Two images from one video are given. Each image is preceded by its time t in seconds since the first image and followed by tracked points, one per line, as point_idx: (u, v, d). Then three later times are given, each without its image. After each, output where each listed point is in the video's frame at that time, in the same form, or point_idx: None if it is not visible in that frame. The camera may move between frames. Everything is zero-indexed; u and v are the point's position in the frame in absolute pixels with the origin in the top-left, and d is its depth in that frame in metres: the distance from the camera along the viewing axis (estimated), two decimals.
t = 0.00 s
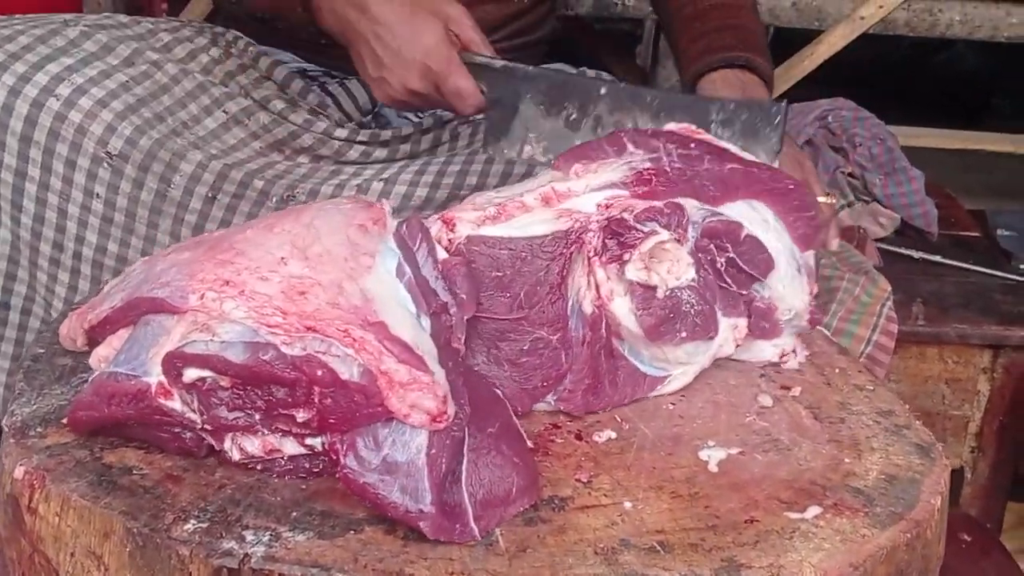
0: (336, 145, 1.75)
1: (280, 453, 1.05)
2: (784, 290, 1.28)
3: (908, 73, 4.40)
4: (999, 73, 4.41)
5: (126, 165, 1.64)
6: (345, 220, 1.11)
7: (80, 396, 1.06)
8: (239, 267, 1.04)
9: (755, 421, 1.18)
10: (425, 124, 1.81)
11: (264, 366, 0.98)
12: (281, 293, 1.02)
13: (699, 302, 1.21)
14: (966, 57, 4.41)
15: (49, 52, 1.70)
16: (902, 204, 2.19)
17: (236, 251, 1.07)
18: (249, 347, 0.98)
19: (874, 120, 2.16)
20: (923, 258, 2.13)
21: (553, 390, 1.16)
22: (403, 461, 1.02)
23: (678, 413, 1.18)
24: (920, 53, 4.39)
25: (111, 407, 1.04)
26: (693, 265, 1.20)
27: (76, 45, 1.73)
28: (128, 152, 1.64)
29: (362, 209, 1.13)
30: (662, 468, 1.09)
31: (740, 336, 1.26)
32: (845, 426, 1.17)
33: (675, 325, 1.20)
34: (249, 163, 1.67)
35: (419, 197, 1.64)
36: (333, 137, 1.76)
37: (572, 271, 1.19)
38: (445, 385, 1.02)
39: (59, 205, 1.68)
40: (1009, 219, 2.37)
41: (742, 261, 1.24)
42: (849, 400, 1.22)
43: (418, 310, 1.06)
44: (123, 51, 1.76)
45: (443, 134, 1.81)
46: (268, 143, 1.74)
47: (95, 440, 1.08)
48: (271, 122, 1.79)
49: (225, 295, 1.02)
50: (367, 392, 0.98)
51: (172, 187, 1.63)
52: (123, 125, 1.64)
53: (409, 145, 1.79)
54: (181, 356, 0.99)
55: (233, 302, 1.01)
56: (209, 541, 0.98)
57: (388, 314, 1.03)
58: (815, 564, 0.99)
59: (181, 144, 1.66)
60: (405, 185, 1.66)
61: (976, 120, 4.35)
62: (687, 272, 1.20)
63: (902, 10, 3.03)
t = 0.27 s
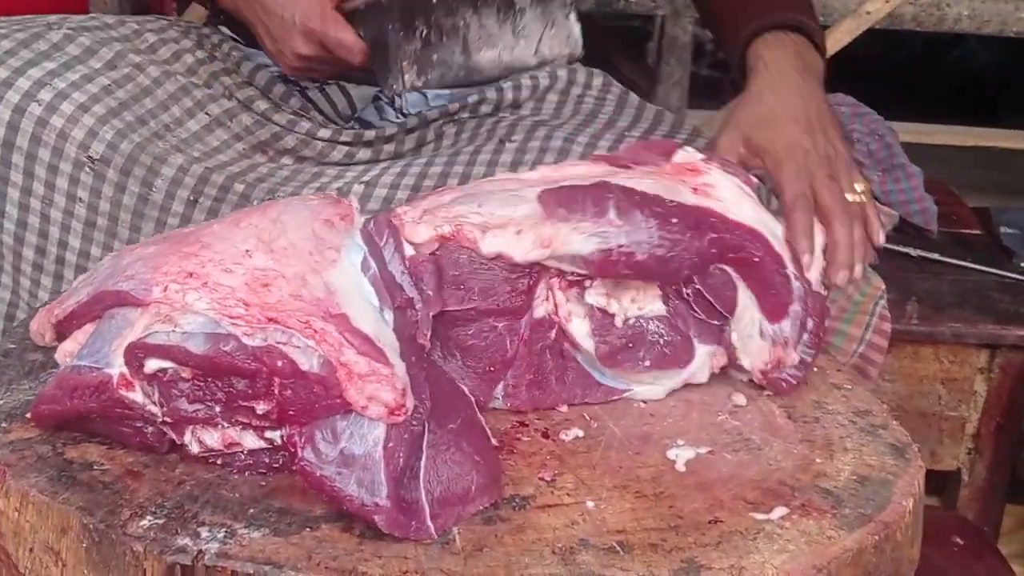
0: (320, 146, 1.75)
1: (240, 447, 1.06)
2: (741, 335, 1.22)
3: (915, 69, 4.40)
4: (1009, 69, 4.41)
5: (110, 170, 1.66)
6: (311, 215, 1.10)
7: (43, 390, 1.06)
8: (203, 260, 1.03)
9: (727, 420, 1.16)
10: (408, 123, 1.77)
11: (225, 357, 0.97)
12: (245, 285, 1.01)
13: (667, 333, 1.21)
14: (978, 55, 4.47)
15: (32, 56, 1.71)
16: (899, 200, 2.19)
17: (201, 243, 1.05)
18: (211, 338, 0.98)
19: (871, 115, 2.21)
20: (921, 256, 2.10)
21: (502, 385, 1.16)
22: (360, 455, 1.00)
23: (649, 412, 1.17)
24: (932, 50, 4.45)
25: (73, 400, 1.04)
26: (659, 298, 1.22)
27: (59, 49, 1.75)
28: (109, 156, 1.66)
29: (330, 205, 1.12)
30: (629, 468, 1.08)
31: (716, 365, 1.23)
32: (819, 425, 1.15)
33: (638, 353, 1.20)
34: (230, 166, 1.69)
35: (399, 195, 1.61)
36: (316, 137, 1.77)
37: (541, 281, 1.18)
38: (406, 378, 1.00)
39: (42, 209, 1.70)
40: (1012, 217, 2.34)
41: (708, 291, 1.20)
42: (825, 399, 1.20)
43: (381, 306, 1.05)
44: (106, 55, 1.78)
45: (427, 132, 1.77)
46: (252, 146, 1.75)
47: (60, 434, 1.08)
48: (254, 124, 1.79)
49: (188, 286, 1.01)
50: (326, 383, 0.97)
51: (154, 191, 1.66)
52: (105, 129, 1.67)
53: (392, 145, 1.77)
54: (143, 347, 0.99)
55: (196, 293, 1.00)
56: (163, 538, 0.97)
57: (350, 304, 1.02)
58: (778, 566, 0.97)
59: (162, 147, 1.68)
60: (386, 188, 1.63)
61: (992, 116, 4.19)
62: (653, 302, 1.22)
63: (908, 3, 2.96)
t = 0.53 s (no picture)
0: (370, 131, 1.78)
1: (244, 425, 1.07)
2: (776, 312, 1.21)
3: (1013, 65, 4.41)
4: None
5: (164, 152, 1.73)
6: (325, 198, 1.10)
7: (63, 360, 1.10)
8: (213, 241, 1.05)
9: (743, 415, 1.14)
10: (459, 111, 1.79)
11: (224, 337, 0.99)
12: (250, 266, 1.02)
13: (692, 312, 1.19)
14: None
15: (94, 42, 1.82)
16: (970, 200, 2.25)
17: (215, 224, 1.08)
18: (212, 317, 0.99)
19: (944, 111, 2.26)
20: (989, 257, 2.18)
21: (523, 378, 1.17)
22: (353, 437, 1.02)
23: (663, 405, 1.15)
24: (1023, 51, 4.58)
25: (86, 371, 1.08)
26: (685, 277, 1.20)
27: (122, 37, 1.85)
28: (165, 140, 1.73)
29: (345, 188, 1.12)
30: (633, 459, 1.07)
31: (739, 346, 1.22)
32: (838, 424, 1.13)
33: (662, 333, 1.18)
34: (281, 150, 1.73)
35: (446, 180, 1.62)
36: (367, 123, 1.79)
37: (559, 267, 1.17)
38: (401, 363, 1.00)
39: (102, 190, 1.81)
40: None
41: (739, 270, 1.19)
42: (847, 398, 1.17)
43: (385, 290, 1.05)
44: (166, 41, 1.87)
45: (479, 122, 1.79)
46: (305, 130, 1.80)
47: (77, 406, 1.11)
48: (307, 109, 1.84)
49: (196, 266, 1.02)
50: (322, 365, 0.97)
51: (207, 174, 1.71)
52: (161, 113, 1.74)
53: (442, 131, 1.78)
54: (148, 324, 1.01)
55: (203, 272, 1.02)
56: (162, 509, 0.99)
57: (352, 289, 1.02)
58: (770, 563, 0.95)
59: (216, 132, 1.74)
60: (432, 173, 1.65)
61: None
62: (678, 282, 1.19)
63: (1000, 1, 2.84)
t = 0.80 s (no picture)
0: (387, 118, 1.80)
1: (206, 396, 1.11)
2: (750, 276, 1.25)
3: None
4: None
5: (184, 123, 1.75)
6: (283, 175, 1.17)
7: (36, 329, 1.16)
8: (170, 220, 1.13)
9: (704, 403, 1.15)
10: (475, 100, 1.83)
11: (172, 313, 1.09)
12: (202, 246, 1.10)
13: (660, 284, 1.21)
14: None
15: (125, 13, 1.85)
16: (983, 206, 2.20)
17: (175, 203, 1.16)
18: (163, 294, 1.10)
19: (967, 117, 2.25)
20: (999, 263, 2.17)
21: (497, 366, 1.19)
22: (296, 416, 1.05)
23: (627, 389, 1.17)
24: None
25: (56, 340, 1.13)
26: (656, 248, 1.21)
27: (151, 10, 1.87)
28: (185, 110, 1.74)
29: (306, 164, 1.18)
30: (589, 440, 1.09)
31: (707, 318, 1.25)
32: (798, 415, 1.13)
33: (633, 307, 1.21)
34: (299, 130, 1.75)
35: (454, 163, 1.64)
36: (384, 109, 1.81)
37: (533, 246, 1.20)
38: (343, 343, 1.07)
39: (121, 157, 1.83)
40: None
41: (708, 245, 1.23)
42: (813, 390, 1.18)
43: (332, 270, 1.11)
44: (194, 16, 1.89)
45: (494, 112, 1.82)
46: (322, 112, 1.82)
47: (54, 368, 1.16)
48: (326, 91, 1.85)
49: (154, 245, 1.11)
50: (264, 346, 1.07)
51: (226, 146, 1.73)
52: (184, 85, 1.75)
53: (459, 120, 1.81)
54: (107, 300, 1.12)
55: (159, 252, 1.10)
56: (124, 468, 1.02)
57: (298, 270, 1.09)
58: (708, 544, 0.96)
59: (236, 106, 1.76)
60: (443, 159, 1.67)
61: None
62: (649, 252, 1.21)
63: None
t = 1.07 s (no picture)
0: (397, 122, 1.93)
1: (187, 384, 1.15)
2: (731, 290, 1.26)
3: None
4: None
5: (196, 124, 1.84)
6: (272, 173, 1.19)
7: (30, 315, 1.19)
8: (161, 211, 1.16)
9: (679, 405, 1.16)
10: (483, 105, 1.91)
11: (155, 301, 1.13)
12: (190, 237, 1.13)
13: (637, 284, 1.24)
14: None
15: (143, 15, 1.95)
16: (996, 218, 2.29)
17: (167, 195, 1.18)
18: (148, 283, 1.13)
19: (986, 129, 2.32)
20: (1007, 276, 2.27)
21: (477, 363, 1.21)
22: (270, 404, 1.08)
23: (603, 390, 1.18)
24: None
25: (48, 325, 1.16)
26: (637, 244, 1.24)
27: (169, 13, 1.97)
28: (199, 112, 1.84)
29: (296, 164, 1.21)
30: (559, 438, 1.10)
31: (685, 323, 1.26)
32: (771, 419, 1.14)
33: (612, 305, 1.23)
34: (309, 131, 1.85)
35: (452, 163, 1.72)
36: (395, 113, 1.94)
37: (518, 245, 1.22)
38: (320, 335, 1.10)
39: (136, 157, 1.92)
40: None
41: (691, 251, 1.24)
42: (789, 395, 1.19)
43: (314, 263, 1.14)
44: (210, 19, 1.99)
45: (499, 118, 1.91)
46: (332, 116, 1.93)
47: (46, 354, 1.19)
48: (337, 95, 1.97)
49: (143, 235, 1.14)
50: (243, 334, 1.10)
51: (236, 148, 1.82)
52: (198, 87, 1.85)
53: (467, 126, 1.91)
54: (95, 287, 1.16)
55: (148, 242, 1.13)
56: (102, 453, 1.05)
57: (281, 264, 1.12)
58: (665, 542, 0.97)
59: (248, 108, 1.85)
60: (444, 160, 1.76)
61: None
62: (631, 247, 1.24)
63: None
